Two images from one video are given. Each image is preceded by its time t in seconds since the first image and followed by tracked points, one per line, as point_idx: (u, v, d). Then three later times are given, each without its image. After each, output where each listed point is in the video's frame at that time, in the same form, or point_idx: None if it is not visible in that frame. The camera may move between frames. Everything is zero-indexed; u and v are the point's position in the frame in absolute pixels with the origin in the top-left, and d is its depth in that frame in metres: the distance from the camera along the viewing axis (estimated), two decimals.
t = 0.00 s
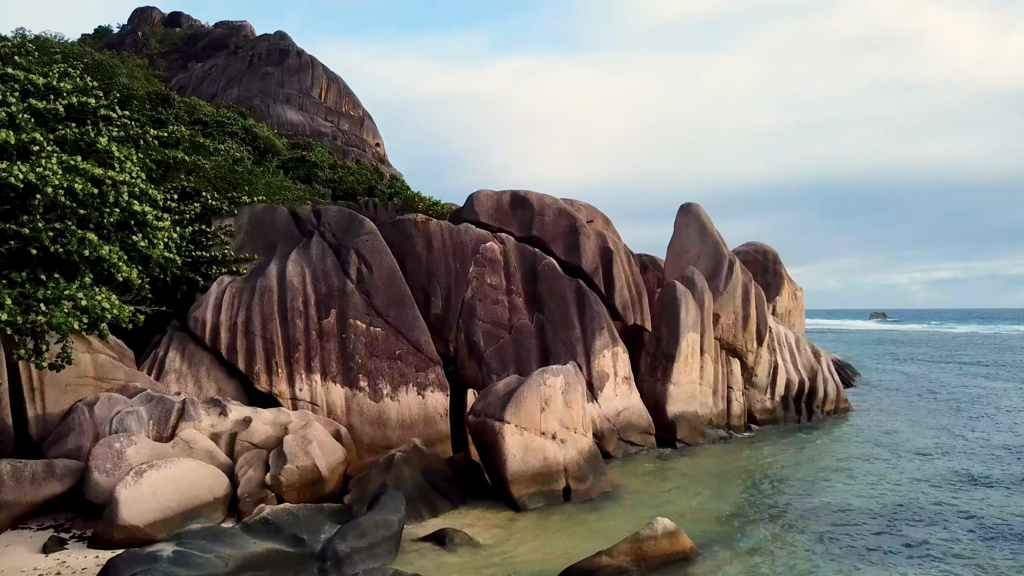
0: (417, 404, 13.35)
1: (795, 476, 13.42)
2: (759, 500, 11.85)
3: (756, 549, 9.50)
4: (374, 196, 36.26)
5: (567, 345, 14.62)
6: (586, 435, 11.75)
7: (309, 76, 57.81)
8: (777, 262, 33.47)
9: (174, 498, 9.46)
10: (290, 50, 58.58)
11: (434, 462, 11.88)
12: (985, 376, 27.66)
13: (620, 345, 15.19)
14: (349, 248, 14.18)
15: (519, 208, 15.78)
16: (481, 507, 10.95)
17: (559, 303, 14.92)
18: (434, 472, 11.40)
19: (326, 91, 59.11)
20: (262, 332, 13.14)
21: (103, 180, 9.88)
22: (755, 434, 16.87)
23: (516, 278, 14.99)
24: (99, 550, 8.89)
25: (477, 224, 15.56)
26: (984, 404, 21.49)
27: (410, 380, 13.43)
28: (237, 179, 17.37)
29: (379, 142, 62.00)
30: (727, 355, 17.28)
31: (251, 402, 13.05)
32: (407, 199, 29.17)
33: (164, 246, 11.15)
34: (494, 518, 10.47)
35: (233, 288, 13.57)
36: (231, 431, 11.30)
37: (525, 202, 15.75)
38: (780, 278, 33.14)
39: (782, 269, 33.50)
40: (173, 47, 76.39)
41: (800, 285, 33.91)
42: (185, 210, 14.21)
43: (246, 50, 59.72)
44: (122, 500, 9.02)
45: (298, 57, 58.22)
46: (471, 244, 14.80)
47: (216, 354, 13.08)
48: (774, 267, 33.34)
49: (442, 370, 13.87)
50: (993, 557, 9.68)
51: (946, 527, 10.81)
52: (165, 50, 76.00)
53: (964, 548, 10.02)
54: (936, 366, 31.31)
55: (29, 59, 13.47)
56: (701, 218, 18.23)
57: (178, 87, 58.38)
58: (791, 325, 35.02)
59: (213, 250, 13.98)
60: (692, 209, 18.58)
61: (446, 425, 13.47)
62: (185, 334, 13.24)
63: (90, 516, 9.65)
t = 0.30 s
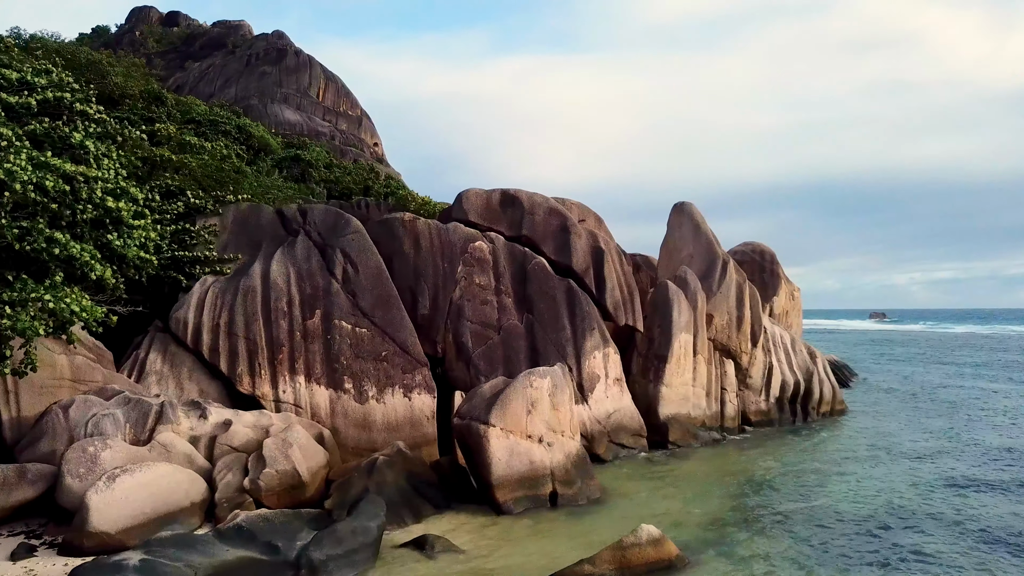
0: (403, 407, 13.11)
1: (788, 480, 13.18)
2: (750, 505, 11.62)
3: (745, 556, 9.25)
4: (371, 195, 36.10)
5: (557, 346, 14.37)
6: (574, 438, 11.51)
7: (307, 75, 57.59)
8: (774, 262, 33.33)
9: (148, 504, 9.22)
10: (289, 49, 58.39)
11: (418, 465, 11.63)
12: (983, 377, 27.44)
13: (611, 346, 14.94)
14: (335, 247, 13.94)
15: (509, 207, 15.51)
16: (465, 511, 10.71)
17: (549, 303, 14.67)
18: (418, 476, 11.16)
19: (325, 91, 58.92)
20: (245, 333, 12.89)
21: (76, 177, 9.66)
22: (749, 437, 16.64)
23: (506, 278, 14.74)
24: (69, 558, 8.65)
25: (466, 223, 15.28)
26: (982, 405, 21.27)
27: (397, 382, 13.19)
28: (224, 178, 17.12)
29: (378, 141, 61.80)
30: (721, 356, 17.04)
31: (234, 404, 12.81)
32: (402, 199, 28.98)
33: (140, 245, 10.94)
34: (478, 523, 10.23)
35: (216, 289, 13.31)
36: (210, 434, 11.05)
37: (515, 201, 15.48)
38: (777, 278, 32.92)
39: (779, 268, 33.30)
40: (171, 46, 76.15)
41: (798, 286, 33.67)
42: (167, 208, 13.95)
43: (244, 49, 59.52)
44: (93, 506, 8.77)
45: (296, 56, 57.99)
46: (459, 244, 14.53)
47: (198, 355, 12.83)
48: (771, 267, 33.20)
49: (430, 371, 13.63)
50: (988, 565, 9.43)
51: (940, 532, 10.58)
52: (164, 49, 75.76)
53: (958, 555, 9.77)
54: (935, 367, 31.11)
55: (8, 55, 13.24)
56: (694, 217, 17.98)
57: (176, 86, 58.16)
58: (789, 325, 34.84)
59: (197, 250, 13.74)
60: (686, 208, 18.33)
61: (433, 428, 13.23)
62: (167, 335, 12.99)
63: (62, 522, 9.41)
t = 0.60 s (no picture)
0: (388, 409, 12.87)
1: (780, 484, 12.94)
2: (741, 510, 11.39)
3: (732, 564, 9.03)
4: (366, 195, 35.89)
5: (546, 347, 14.11)
6: (560, 442, 11.27)
7: (304, 75, 57.36)
8: (771, 262, 33.15)
9: (120, 510, 8.99)
10: (286, 48, 58.17)
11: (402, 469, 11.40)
12: (982, 378, 27.23)
13: (602, 347, 14.70)
14: (320, 247, 13.72)
15: (499, 206, 15.24)
16: (449, 517, 10.47)
17: (539, 303, 14.42)
18: (401, 481, 10.92)
19: (323, 91, 58.71)
20: (227, 334, 12.65)
21: (47, 176, 9.51)
22: (743, 439, 16.40)
23: (495, 278, 14.49)
24: (37, 566, 8.42)
25: (455, 222, 14.97)
26: (980, 407, 21.04)
27: (382, 383, 12.95)
28: (210, 176, 16.86)
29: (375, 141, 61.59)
30: (714, 358, 16.80)
31: (216, 407, 12.57)
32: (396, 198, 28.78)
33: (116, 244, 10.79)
34: (461, 529, 10.00)
35: (198, 289, 13.06)
36: (189, 438, 10.81)
37: (504, 200, 15.20)
38: (774, 277, 32.72)
39: (776, 268, 33.10)
40: (169, 46, 75.88)
41: (795, 286, 33.44)
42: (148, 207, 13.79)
43: (241, 48, 59.27)
44: (62, 513, 8.54)
45: (294, 55, 57.79)
46: (447, 243, 14.29)
47: (179, 357, 12.59)
48: (768, 267, 33.01)
49: (416, 373, 13.39)
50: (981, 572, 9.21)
51: (934, 539, 10.35)
52: (161, 49, 75.46)
53: (951, 562, 9.55)
54: (933, 368, 30.89)
55: None
56: (687, 216, 17.73)
57: (172, 86, 57.91)
58: (786, 325, 34.65)
59: (180, 250, 13.52)
60: (678, 207, 18.08)
61: (419, 431, 13.00)
62: (147, 336, 12.74)
63: (32, 528, 9.17)
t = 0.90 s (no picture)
0: (374, 412, 12.67)
1: (773, 489, 12.73)
2: (732, 515, 11.18)
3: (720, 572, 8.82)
4: (362, 196, 35.73)
5: (535, 349, 13.89)
6: (547, 446, 11.05)
7: (302, 75, 57.16)
8: (768, 263, 33.04)
9: (93, 517, 8.78)
10: (284, 48, 57.97)
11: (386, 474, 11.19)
12: (979, 380, 27.05)
13: (593, 349, 14.49)
14: (306, 247, 13.51)
15: (488, 206, 15.00)
16: (432, 523, 10.26)
17: (528, 304, 14.20)
18: (384, 485, 10.72)
19: (321, 91, 58.50)
20: (210, 335, 12.44)
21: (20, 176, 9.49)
22: (736, 442, 16.18)
23: (483, 279, 14.27)
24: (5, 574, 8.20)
25: (443, 223, 14.71)
26: (977, 409, 20.85)
27: (368, 386, 12.74)
28: (197, 175, 16.63)
29: (374, 142, 61.39)
30: (708, 360, 16.59)
31: (198, 410, 12.37)
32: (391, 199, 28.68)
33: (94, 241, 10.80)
34: (444, 536, 9.79)
35: (181, 290, 12.84)
36: (168, 442, 10.59)
37: (494, 200, 14.95)
38: (771, 278, 32.57)
39: (773, 268, 32.93)
40: (167, 46, 75.62)
41: (792, 286, 33.25)
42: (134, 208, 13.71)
43: (239, 48, 59.03)
44: (32, 520, 8.31)
45: (291, 55, 57.58)
46: (435, 243, 14.06)
47: (161, 359, 12.37)
48: (765, 268, 32.89)
49: (403, 375, 13.18)
50: None
51: (928, 545, 10.15)
52: (158, 49, 75.14)
53: (943, 569, 9.35)
54: (931, 369, 30.70)
55: None
56: (680, 216, 17.49)
57: (170, 86, 57.71)
58: (784, 326, 34.49)
59: (164, 250, 13.37)
60: (671, 207, 17.85)
61: (406, 434, 12.79)
62: (129, 338, 12.54)
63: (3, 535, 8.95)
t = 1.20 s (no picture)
0: (358, 414, 12.45)
1: (764, 493, 12.50)
2: (721, 519, 10.95)
3: None
4: (358, 195, 35.59)
5: (523, 350, 13.67)
6: (532, 449, 10.81)
7: (300, 74, 56.94)
8: (765, 263, 32.91)
9: (62, 523, 8.54)
10: (283, 48, 57.77)
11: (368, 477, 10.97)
12: (977, 381, 26.85)
13: (582, 349, 14.26)
14: (289, 246, 13.30)
15: (476, 204, 14.77)
16: (413, 528, 10.03)
17: (516, 304, 13.96)
18: (365, 490, 10.49)
19: (320, 90, 58.32)
20: (190, 337, 12.21)
21: None
22: (728, 445, 15.96)
23: (471, 279, 14.02)
24: None
25: (430, 221, 14.46)
26: (974, 411, 20.64)
27: (351, 388, 12.53)
28: (183, 173, 16.36)
29: (372, 141, 61.23)
30: (700, 360, 16.36)
31: (177, 412, 12.16)
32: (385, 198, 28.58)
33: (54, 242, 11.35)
34: (424, 542, 9.56)
35: (161, 290, 12.60)
36: (144, 445, 10.36)
37: (482, 198, 14.75)
38: (768, 278, 32.43)
39: (770, 269, 32.80)
40: (165, 45, 75.34)
41: (789, 286, 33.08)
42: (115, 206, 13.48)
43: (237, 48, 58.83)
44: None
45: (289, 55, 57.35)
46: (422, 242, 13.83)
47: (140, 360, 12.15)
48: (762, 268, 32.77)
49: (388, 377, 12.96)
50: None
51: (919, 552, 9.94)
52: (156, 49, 74.91)
53: None
54: (929, 370, 30.50)
55: None
56: (673, 215, 17.25)
57: (167, 85, 57.54)
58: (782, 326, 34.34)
59: (145, 250, 13.24)
60: (664, 206, 17.62)
61: (390, 437, 12.58)
62: (107, 339, 12.31)
63: None
